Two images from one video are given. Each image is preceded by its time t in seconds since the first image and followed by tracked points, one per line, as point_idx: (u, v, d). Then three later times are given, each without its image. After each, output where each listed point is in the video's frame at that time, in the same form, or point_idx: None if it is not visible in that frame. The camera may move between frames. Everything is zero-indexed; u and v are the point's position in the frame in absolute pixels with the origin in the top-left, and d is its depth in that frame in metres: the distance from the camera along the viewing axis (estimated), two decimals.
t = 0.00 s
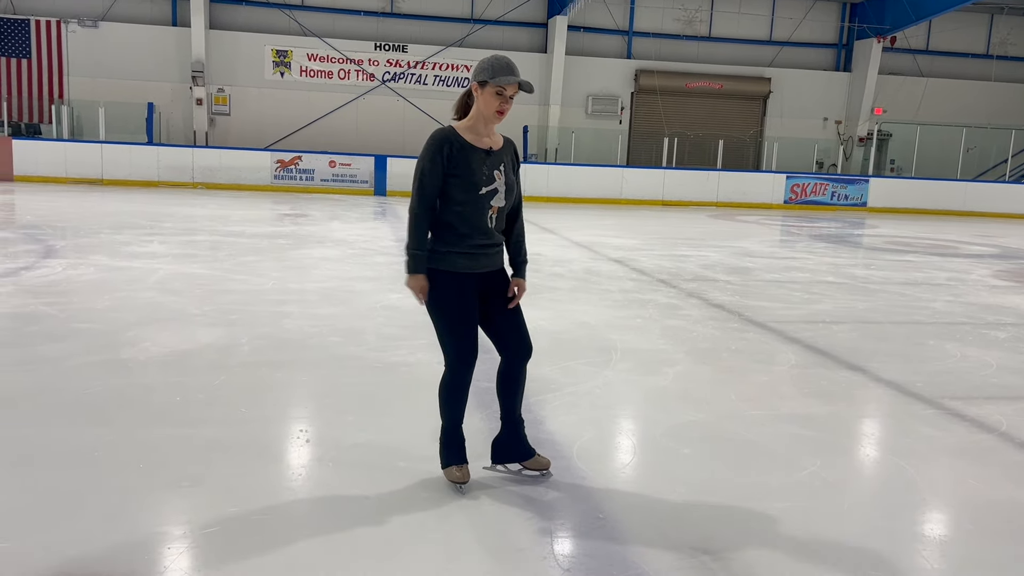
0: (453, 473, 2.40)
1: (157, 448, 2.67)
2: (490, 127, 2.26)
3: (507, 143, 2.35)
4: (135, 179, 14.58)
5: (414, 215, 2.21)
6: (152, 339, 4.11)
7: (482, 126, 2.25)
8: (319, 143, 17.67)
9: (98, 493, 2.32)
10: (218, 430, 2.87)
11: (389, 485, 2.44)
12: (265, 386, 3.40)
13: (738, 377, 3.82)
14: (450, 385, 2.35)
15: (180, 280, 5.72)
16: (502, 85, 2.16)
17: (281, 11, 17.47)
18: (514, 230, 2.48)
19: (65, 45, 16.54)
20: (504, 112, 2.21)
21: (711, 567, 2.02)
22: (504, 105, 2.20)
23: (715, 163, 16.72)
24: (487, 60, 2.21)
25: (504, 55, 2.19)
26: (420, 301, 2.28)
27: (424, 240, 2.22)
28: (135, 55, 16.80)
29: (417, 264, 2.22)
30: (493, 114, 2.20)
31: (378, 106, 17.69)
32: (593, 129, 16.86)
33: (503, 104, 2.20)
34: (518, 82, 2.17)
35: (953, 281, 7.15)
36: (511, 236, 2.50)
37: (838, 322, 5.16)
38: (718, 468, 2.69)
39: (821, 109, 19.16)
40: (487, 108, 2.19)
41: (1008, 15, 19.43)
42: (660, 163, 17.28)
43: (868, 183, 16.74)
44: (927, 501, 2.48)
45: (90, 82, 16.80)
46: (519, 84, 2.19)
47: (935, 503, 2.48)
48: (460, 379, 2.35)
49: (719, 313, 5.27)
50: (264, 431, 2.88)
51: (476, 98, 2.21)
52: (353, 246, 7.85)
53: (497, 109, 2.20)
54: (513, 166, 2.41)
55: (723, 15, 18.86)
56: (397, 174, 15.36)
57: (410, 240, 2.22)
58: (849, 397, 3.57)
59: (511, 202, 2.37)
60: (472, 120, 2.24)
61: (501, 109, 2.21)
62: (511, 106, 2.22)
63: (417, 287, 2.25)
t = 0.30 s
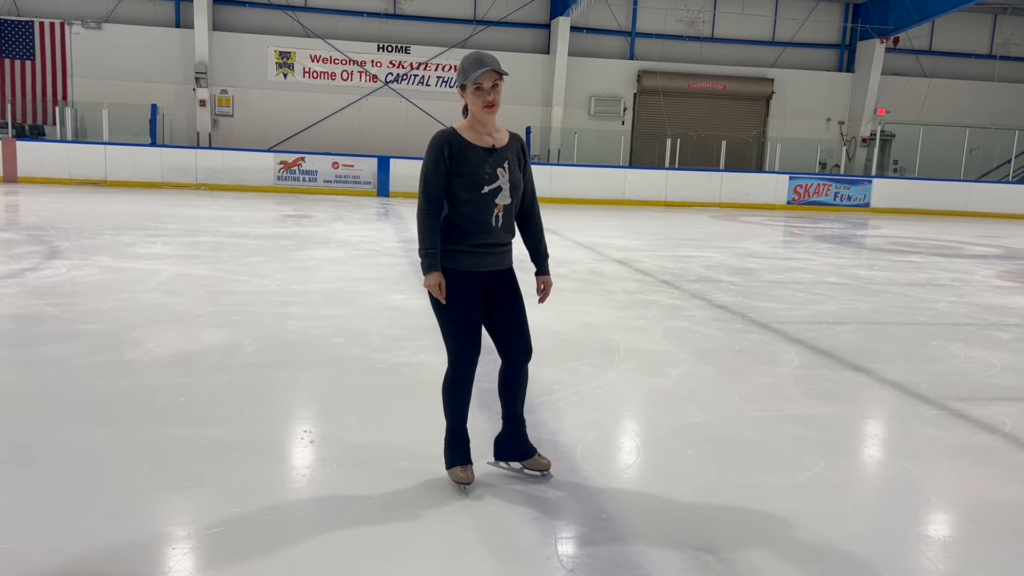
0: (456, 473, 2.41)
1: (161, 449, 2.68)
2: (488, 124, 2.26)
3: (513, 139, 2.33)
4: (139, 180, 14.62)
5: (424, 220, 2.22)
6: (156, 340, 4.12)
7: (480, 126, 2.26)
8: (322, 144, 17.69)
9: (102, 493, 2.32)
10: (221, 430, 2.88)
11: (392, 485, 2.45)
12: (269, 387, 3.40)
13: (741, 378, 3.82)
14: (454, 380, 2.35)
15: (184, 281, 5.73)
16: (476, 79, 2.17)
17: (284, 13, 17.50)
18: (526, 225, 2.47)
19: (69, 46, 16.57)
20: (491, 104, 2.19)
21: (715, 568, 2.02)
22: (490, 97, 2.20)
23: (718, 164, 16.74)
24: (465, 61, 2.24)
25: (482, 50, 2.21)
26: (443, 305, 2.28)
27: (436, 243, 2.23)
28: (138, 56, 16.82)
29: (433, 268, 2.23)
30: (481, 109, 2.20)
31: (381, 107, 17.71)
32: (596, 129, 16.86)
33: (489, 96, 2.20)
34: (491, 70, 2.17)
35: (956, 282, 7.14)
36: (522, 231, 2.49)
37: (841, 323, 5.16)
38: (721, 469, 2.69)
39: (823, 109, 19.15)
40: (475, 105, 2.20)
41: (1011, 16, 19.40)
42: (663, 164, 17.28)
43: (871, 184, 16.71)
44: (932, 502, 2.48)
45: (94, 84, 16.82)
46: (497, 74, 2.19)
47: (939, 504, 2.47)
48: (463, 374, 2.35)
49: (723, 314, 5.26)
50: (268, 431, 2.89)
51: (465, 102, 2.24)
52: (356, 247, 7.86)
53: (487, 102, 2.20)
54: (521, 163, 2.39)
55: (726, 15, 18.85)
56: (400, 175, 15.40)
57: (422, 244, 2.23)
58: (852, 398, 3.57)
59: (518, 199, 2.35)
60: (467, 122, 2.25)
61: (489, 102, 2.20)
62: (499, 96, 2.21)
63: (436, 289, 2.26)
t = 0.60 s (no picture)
0: (458, 474, 2.41)
1: (163, 451, 2.68)
2: (488, 128, 2.25)
3: (515, 140, 2.30)
4: (142, 182, 14.66)
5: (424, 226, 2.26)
6: (159, 341, 4.13)
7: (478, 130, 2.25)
8: (324, 146, 17.71)
9: (106, 495, 2.32)
10: (224, 431, 2.89)
11: (394, 485, 2.45)
12: (272, 388, 3.41)
13: (744, 379, 3.81)
14: (457, 380, 2.36)
15: (186, 282, 5.74)
16: (469, 85, 2.17)
17: (287, 14, 17.52)
18: (531, 225, 2.46)
19: (72, 48, 16.61)
20: (486, 108, 2.18)
21: (718, 569, 2.02)
22: (485, 101, 2.18)
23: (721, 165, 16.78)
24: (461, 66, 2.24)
25: (477, 54, 2.19)
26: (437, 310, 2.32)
27: (435, 249, 2.26)
28: (140, 58, 16.85)
29: (431, 275, 2.26)
30: (478, 113, 2.19)
31: (383, 108, 17.73)
32: (598, 131, 16.86)
33: (484, 101, 2.19)
34: (483, 75, 2.16)
35: (959, 282, 7.14)
36: (530, 231, 2.47)
37: (843, 324, 5.15)
38: (723, 469, 2.70)
39: (825, 110, 19.14)
40: (470, 110, 2.20)
41: (1013, 16, 19.39)
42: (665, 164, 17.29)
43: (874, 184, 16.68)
44: (934, 504, 2.47)
45: (97, 85, 16.85)
46: (490, 78, 2.17)
47: (943, 505, 2.46)
48: (464, 375, 2.36)
49: (725, 315, 5.26)
50: (271, 432, 2.89)
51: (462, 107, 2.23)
52: (358, 248, 7.86)
53: (482, 106, 2.19)
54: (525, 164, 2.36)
55: (728, 16, 18.84)
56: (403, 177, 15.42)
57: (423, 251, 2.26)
58: (854, 398, 3.57)
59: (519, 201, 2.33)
60: (465, 127, 2.25)
61: (483, 107, 2.19)
62: (494, 101, 2.20)
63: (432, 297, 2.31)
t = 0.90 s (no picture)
0: (459, 475, 2.42)
1: (165, 452, 2.68)
2: (487, 130, 2.26)
3: (516, 143, 2.30)
4: (144, 183, 14.67)
5: (422, 227, 2.28)
6: (161, 342, 4.13)
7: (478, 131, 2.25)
8: (325, 147, 17.73)
9: (108, 496, 2.32)
10: (226, 432, 2.88)
11: (396, 487, 2.45)
12: (273, 389, 3.41)
13: (747, 380, 3.80)
14: (458, 381, 2.36)
15: (188, 284, 5.74)
16: (470, 88, 2.17)
17: (288, 16, 17.54)
18: (533, 227, 2.44)
19: (74, 50, 16.64)
20: (486, 111, 2.19)
21: (720, 570, 2.02)
22: (485, 104, 2.19)
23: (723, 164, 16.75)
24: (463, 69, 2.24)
25: (481, 56, 2.20)
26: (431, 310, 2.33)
27: (432, 250, 2.27)
28: (143, 59, 16.88)
29: (427, 274, 2.27)
30: (478, 116, 2.20)
31: (385, 109, 17.74)
32: (600, 132, 16.86)
33: (484, 104, 2.19)
34: (485, 78, 2.16)
35: (961, 283, 7.13)
36: (533, 233, 2.45)
37: (846, 324, 5.15)
38: (725, 471, 2.69)
39: (827, 110, 19.12)
40: (470, 113, 2.21)
41: (1015, 16, 19.36)
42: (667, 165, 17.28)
43: (876, 185, 16.66)
44: (937, 505, 2.47)
45: (99, 87, 16.88)
46: (491, 81, 2.17)
47: (945, 506, 2.46)
48: (466, 377, 2.35)
49: (727, 315, 5.26)
50: (273, 433, 2.89)
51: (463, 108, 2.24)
52: (360, 250, 7.86)
53: (482, 109, 2.20)
54: (526, 166, 2.36)
55: (730, 16, 18.84)
56: (405, 178, 15.43)
57: (421, 252, 2.28)
58: (856, 399, 3.56)
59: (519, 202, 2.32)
60: (466, 129, 2.26)
61: (484, 109, 2.19)
62: (494, 104, 2.20)
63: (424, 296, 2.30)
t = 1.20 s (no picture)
0: (459, 478, 2.41)
1: (168, 453, 2.68)
2: (492, 129, 2.25)
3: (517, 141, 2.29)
4: (146, 184, 14.67)
5: (423, 225, 2.27)
6: (164, 343, 4.13)
7: (483, 130, 2.24)
8: (328, 148, 17.74)
9: (111, 497, 2.32)
10: (229, 433, 2.88)
11: (399, 488, 2.44)
12: (275, 390, 3.40)
13: (750, 380, 3.80)
14: (461, 378, 2.36)
15: (191, 285, 5.74)
16: (489, 89, 2.14)
17: (290, 17, 17.55)
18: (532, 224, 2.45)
19: (76, 51, 16.67)
20: (496, 114, 2.18)
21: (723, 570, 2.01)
22: (497, 107, 2.17)
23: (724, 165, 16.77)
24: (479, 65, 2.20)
25: (498, 56, 2.17)
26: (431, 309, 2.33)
27: (433, 249, 2.27)
28: (145, 61, 16.90)
29: (430, 273, 2.26)
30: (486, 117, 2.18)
31: (387, 110, 17.75)
32: (602, 133, 16.86)
33: (495, 106, 2.17)
34: (505, 84, 2.15)
35: (965, 283, 7.12)
36: (531, 231, 2.46)
37: (849, 325, 5.14)
38: (729, 472, 2.69)
39: (830, 110, 19.09)
40: (480, 112, 2.19)
41: (1018, 16, 19.32)
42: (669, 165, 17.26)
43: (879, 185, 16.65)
44: (941, 505, 2.46)
45: (102, 89, 16.91)
46: (504, 85, 2.15)
47: (949, 507, 2.45)
48: (467, 376, 2.36)
49: (730, 316, 5.25)
50: (276, 434, 2.89)
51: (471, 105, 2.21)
52: (362, 251, 7.86)
53: (492, 111, 2.18)
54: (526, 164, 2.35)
55: (732, 17, 18.83)
56: (407, 178, 15.43)
57: (422, 251, 2.28)
58: (860, 400, 3.56)
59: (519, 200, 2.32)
60: (471, 127, 2.24)
61: (493, 111, 2.18)
62: (504, 106, 2.18)
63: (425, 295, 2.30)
